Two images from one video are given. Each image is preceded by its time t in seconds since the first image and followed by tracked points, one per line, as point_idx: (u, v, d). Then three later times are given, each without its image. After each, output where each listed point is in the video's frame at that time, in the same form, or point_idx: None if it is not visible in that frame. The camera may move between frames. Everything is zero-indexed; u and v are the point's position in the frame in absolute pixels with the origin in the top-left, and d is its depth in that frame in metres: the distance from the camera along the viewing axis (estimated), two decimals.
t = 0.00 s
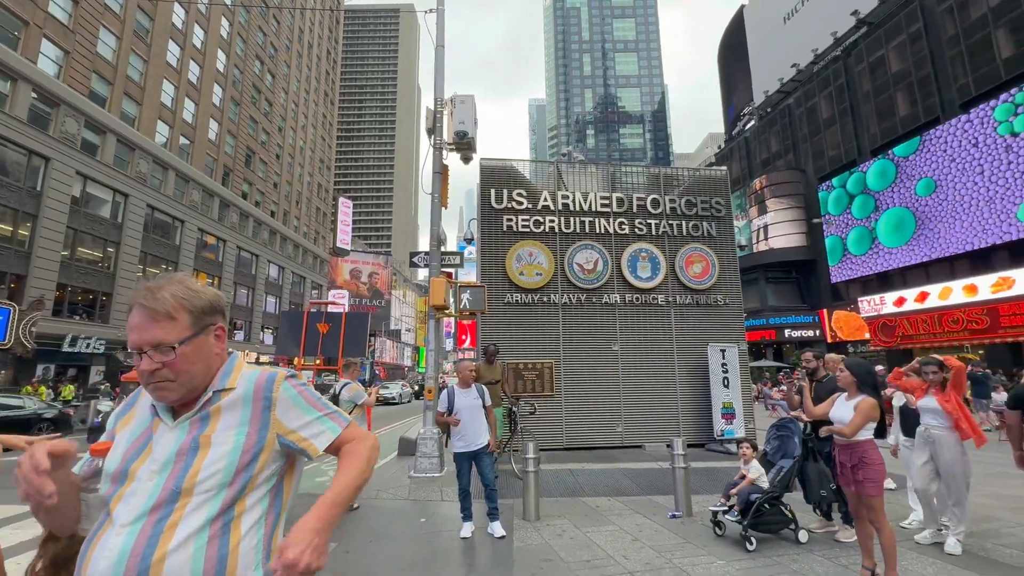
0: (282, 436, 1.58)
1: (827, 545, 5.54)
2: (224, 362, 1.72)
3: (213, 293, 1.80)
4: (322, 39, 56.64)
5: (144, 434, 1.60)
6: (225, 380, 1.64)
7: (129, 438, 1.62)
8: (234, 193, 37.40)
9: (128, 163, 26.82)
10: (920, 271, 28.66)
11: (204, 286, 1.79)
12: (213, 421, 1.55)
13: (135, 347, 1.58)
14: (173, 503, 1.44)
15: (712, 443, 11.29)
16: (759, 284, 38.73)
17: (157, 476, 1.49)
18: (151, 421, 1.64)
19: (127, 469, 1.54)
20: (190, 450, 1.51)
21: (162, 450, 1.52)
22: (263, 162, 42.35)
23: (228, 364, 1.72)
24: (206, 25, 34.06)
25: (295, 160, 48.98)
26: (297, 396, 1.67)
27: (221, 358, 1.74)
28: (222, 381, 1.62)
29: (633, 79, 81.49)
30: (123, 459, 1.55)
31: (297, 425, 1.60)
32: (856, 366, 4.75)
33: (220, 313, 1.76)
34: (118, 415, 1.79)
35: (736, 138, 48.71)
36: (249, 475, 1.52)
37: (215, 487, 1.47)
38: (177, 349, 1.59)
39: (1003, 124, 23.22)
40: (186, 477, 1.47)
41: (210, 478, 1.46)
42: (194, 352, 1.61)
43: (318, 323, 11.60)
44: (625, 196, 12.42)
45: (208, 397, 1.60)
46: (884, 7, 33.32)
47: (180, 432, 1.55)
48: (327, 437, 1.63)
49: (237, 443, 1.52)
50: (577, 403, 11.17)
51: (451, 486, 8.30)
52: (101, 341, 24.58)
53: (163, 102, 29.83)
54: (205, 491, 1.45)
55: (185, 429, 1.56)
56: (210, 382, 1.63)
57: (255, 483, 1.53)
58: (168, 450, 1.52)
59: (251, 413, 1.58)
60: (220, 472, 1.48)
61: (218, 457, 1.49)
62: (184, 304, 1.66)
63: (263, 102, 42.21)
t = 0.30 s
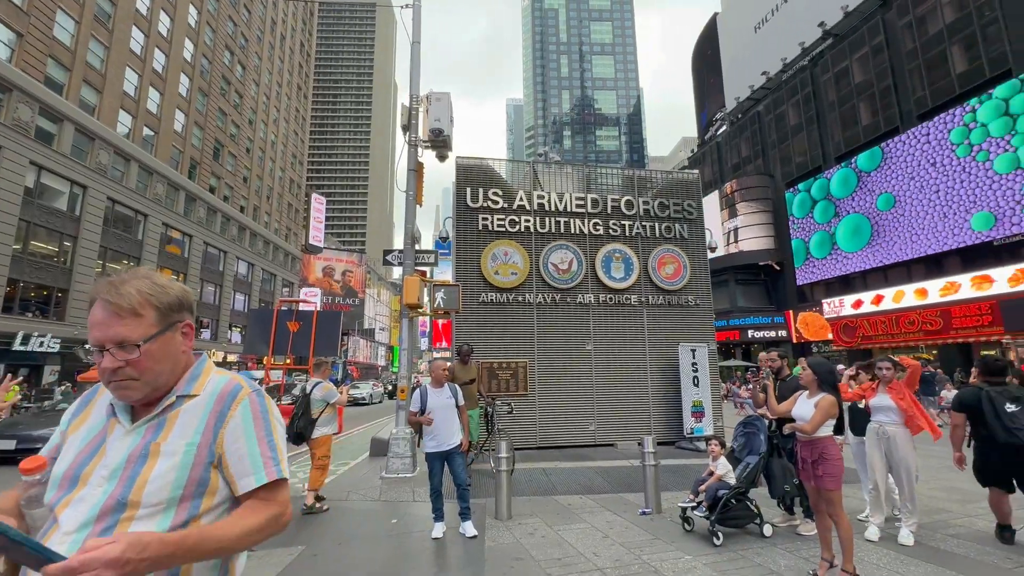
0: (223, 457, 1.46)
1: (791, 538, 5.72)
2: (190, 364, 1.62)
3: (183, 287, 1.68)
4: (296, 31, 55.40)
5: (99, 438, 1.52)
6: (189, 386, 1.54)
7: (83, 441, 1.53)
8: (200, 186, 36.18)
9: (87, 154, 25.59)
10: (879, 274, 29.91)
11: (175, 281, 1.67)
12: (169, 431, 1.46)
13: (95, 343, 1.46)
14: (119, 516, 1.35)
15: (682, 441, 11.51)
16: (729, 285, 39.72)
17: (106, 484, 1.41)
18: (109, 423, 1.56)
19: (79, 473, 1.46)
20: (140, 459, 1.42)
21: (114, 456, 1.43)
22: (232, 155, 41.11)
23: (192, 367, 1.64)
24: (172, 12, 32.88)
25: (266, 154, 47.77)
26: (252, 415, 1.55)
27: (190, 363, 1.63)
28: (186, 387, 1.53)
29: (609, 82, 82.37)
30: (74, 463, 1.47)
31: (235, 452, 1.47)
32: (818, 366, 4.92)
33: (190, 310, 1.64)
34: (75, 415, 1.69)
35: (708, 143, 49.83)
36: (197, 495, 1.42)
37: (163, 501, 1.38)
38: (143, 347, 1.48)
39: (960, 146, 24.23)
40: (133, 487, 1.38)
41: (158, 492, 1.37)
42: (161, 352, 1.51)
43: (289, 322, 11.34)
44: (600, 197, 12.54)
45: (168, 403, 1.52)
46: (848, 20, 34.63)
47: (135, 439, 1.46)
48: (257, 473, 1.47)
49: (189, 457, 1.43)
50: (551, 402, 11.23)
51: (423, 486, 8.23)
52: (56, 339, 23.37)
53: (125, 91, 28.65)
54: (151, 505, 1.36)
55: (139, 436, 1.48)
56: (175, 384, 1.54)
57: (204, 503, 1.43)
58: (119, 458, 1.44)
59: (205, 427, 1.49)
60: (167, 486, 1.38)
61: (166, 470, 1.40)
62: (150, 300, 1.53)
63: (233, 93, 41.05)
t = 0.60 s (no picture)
0: (172, 464, 1.38)
1: (758, 533, 5.87)
2: (150, 363, 1.56)
3: (144, 285, 1.61)
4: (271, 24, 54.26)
5: (49, 440, 1.46)
6: (147, 388, 1.48)
7: (34, 443, 1.47)
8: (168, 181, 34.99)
9: (46, 145, 24.34)
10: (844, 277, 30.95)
11: (136, 278, 1.60)
12: (121, 434, 1.39)
13: (45, 341, 1.40)
14: (60, 525, 1.27)
15: (655, 439, 11.68)
16: (702, 287, 40.58)
17: (50, 489, 1.33)
18: (62, 426, 1.51)
19: (26, 475, 1.39)
20: (89, 463, 1.35)
21: (63, 460, 1.36)
22: (202, 148, 39.88)
23: (156, 367, 1.58)
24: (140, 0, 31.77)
25: (238, 148, 46.58)
26: (208, 419, 1.47)
27: (150, 362, 1.56)
28: (143, 389, 1.46)
29: (588, 84, 83.12)
30: (23, 467, 1.40)
31: (182, 458, 1.38)
32: (786, 365, 5.03)
33: (151, 309, 1.58)
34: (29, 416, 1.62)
35: (684, 147, 50.75)
36: (148, 504, 1.34)
37: (109, 508, 1.30)
38: (90, 347, 1.42)
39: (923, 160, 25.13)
40: (78, 494, 1.29)
41: (103, 500, 1.30)
42: (116, 351, 1.45)
43: (260, 321, 11.04)
44: (577, 199, 12.64)
45: (125, 404, 1.45)
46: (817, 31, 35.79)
47: (86, 442, 1.40)
48: (201, 483, 1.37)
49: (138, 460, 1.35)
50: (527, 402, 11.26)
51: (397, 488, 8.15)
52: (10, 338, 22.22)
53: (88, 80, 27.51)
54: (96, 513, 1.29)
55: (89, 439, 1.41)
56: (130, 385, 1.48)
57: (150, 517, 1.34)
58: (68, 463, 1.37)
59: (158, 431, 1.41)
60: (113, 492, 1.31)
61: (113, 475, 1.32)
62: (105, 299, 1.47)
63: (204, 85, 39.89)
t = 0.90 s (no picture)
0: (115, 471, 1.31)
1: (727, 530, 5.98)
2: (99, 365, 1.49)
3: (91, 283, 1.54)
4: (245, 16, 52.97)
5: None
6: (92, 392, 1.42)
7: None
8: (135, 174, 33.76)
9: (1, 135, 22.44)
10: (812, 280, 31.91)
11: (82, 275, 1.54)
12: (61, 439, 1.33)
13: None
14: None
15: (630, 438, 11.84)
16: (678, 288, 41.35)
17: None
18: (4, 433, 1.45)
19: None
20: (26, 471, 1.29)
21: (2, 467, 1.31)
22: (171, 142, 38.64)
23: (103, 370, 1.51)
24: None
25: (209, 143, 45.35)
26: (155, 423, 1.40)
27: (97, 363, 1.50)
28: (89, 393, 1.41)
29: (568, 86, 83.64)
30: None
31: (128, 465, 1.32)
32: (755, 366, 5.22)
33: (97, 308, 1.51)
34: None
35: (661, 150, 51.55)
36: (89, 513, 1.28)
37: (46, 519, 1.24)
38: (28, 349, 1.35)
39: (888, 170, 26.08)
40: (11, 504, 1.23)
41: (39, 510, 1.24)
42: (56, 353, 1.39)
43: (230, 321, 10.74)
44: (555, 200, 12.69)
45: (70, 408, 1.39)
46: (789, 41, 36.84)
47: (25, 449, 1.34)
48: (147, 491, 1.30)
49: (81, 467, 1.29)
50: (503, 402, 11.25)
51: (369, 490, 8.03)
52: None
53: (49, 68, 26.35)
54: (31, 524, 1.23)
55: (30, 446, 1.35)
56: (77, 389, 1.43)
57: (93, 527, 1.28)
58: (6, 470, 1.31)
59: (100, 437, 1.35)
60: (51, 502, 1.25)
61: (51, 484, 1.26)
62: (47, 298, 1.41)
63: (174, 77, 38.69)
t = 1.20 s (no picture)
0: (47, 480, 1.25)
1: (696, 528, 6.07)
2: (29, 367, 1.42)
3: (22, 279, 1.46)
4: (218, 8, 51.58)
5: None
6: (22, 397, 1.34)
7: None
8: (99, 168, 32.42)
9: None
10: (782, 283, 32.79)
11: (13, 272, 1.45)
12: None
13: None
14: None
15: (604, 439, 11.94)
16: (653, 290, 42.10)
17: None
18: None
19: None
20: None
21: None
22: (138, 135, 37.28)
23: (33, 372, 1.42)
24: None
25: (179, 136, 43.93)
26: (92, 428, 1.34)
27: (29, 365, 1.42)
28: (17, 397, 1.33)
29: (548, 88, 84.00)
30: None
31: (59, 472, 1.26)
32: (723, 368, 5.26)
33: (29, 307, 1.43)
34: None
35: (638, 154, 52.23)
36: (17, 522, 1.21)
37: None
38: None
39: (856, 177, 26.94)
40: None
41: None
42: None
43: (198, 320, 10.37)
44: (532, 201, 12.72)
45: None
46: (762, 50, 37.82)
47: None
48: (82, 500, 1.25)
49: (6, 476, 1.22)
50: (479, 402, 11.20)
51: (340, 494, 7.88)
52: None
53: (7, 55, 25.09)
54: None
55: None
56: (5, 392, 1.35)
57: (21, 538, 1.21)
58: None
59: (30, 444, 1.27)
60: None
61: None
62: None
63: (143, 68, 37.37)
